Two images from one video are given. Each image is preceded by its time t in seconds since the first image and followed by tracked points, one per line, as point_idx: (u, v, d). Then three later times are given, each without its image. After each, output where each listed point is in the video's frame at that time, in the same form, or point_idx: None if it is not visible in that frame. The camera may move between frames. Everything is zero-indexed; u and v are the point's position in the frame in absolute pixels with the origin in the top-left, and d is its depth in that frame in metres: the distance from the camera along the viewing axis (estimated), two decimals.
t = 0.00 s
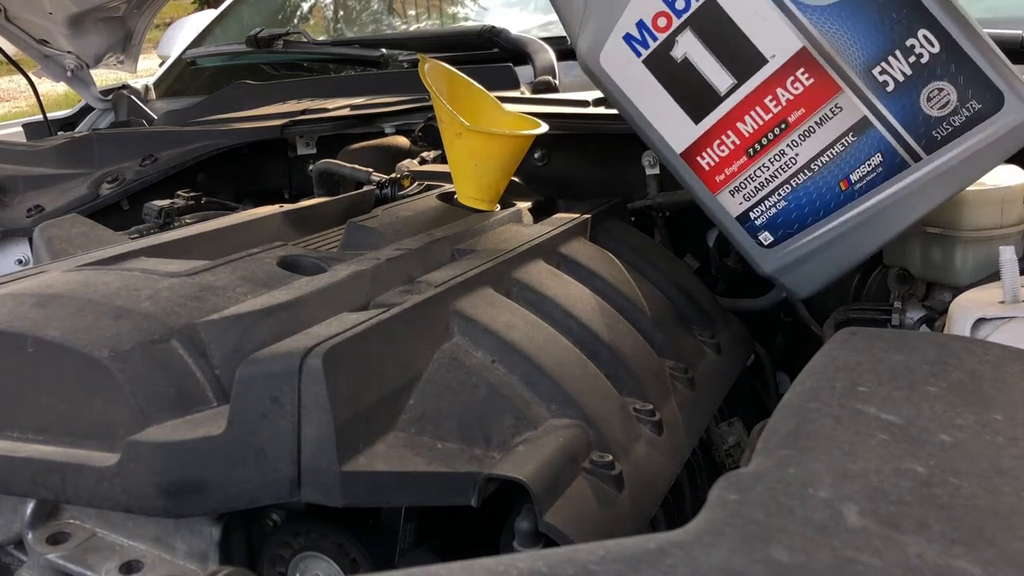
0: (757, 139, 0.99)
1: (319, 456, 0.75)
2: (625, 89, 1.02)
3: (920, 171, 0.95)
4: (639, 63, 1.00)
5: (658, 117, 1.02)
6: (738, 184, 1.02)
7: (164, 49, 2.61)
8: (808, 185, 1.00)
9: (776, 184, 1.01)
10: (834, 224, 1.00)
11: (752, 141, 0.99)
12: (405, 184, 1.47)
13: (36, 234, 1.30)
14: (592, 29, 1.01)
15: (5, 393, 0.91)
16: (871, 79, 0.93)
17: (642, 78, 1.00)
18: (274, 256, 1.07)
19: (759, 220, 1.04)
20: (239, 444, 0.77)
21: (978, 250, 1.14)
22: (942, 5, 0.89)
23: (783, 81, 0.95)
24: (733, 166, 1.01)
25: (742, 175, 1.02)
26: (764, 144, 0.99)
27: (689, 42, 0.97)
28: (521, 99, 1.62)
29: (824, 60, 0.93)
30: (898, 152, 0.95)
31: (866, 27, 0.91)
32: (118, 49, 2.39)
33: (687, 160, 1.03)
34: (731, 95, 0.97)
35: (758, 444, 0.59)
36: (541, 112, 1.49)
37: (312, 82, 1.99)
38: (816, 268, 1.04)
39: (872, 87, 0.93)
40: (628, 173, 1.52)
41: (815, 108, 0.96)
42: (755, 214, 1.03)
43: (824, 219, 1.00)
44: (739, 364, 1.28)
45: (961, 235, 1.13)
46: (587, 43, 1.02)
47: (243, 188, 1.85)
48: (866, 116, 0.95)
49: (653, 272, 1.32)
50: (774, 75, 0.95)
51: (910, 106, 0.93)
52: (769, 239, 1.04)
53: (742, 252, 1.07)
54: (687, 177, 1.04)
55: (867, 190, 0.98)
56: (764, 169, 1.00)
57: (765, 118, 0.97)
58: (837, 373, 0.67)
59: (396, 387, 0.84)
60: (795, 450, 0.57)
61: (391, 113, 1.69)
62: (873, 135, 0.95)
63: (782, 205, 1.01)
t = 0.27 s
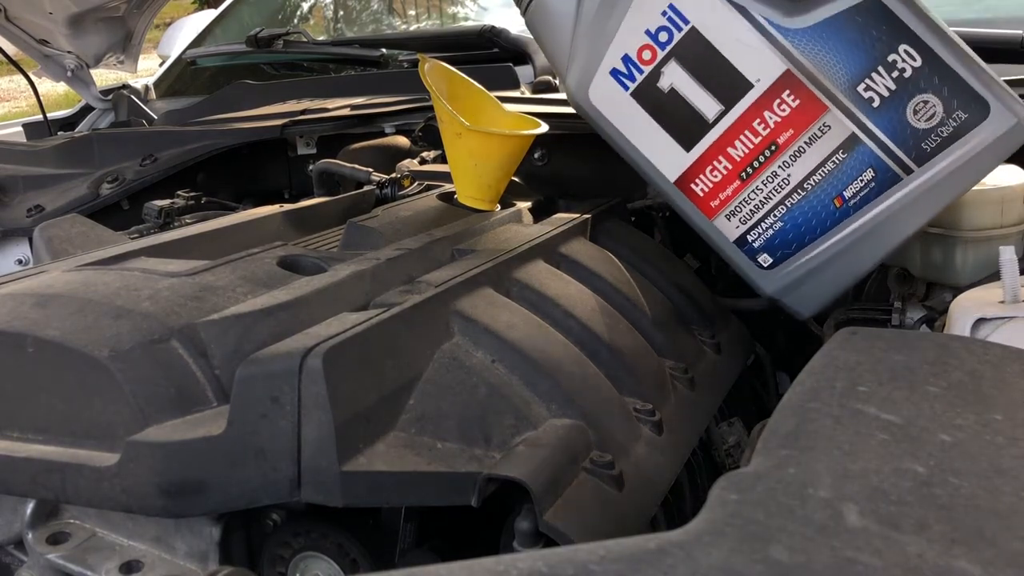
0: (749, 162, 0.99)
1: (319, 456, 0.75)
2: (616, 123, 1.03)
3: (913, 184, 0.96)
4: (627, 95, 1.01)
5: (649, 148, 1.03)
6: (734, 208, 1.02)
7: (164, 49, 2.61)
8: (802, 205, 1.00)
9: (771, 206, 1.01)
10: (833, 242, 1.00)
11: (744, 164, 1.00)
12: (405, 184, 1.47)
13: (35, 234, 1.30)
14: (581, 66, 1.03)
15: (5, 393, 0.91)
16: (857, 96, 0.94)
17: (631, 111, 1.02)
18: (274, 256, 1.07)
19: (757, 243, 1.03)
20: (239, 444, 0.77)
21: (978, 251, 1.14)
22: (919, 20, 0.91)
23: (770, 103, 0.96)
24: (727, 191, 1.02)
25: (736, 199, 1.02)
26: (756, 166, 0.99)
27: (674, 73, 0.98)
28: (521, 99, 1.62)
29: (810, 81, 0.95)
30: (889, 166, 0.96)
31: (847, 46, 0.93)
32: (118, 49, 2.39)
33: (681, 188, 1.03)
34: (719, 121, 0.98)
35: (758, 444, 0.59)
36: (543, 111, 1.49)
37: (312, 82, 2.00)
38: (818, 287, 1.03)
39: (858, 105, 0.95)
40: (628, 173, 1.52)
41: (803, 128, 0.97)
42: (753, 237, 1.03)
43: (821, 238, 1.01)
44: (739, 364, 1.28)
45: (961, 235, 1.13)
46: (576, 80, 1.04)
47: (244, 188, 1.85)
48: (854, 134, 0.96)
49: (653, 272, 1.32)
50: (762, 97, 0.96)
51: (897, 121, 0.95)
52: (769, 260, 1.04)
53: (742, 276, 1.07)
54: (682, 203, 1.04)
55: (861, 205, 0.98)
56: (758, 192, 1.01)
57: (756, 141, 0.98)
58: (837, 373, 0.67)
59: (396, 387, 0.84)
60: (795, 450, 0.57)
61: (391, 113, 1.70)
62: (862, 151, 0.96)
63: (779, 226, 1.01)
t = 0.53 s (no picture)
0: (749, 162, 0.99)
1: (319, 456, 0.75)
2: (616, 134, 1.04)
3: (914, 174, 0.95)
4: (625, 106, 1.02)
5: (650, 155, 1.03)
6: (736, 210, 1.02)
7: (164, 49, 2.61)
8: (804, 203, 1.00)
9: (773, 206, 1.00)
10: (838, 237, 0.99)
11: (744, 165, 0.99)
12: (405, 184, 1.47)
13: (36, 234, 1.30)
14: (578, 79, 1.03)
15: (5, 393, 0.91)
16: (850, 91, 0.94)
17: (629, 121, 1.02)
18: (274, 256, 1.07)
19: (762, 243, 1.03)
20: (239, 444, 0.77)
21: (978, 250, 1.14)
22: (908, 11, 0.91)
23: (765, 103, 0.97)
24: (729, 193, 1.01)
25: (739, 201, 1.01)
26: (756, 166, 0.99)
27: (669, 80, 0.99)
28: (521, 99, 1.62)
29: (803, 80, 0.95)
30: (888, 158, 0.96)
31: (837, 41, 0.93)
32: (118, 49, 2.39)
33: (684, 194, 1.03)
34: (716, 125, 0.99)
35: (758, 444, 0.59)
36: (543, 112, 1.50)
37: (313, 82, 2.00)
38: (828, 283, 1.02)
39: (853, 99, 0.94)
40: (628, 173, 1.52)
41: (799, 126, 0.97)
42: (758, 237, 1.03)
43: (826, 234, 1.00)
44: (739, 364, 1.28)
45: (961, 235, 1.13)
46: (574, 93, 1.04)
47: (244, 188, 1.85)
48: (851, 129, 0.96)
49: (653, 272, 1.32)
50: (756, 97, 0.97)
51: (893, 112, 0.94)
52: (775, 260, 1.03)
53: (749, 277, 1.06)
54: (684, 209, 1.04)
55: (863, 199, 0.98)
56: (759, 192, 1.00)
57: (753, 141, 0.98)
58: (837, 373, 0.67)
59: (396, 387, 0.84)
60: (795, 450, 0.57)
61: (391, 113, 1.70)
62: (860, 144, 0.96)
63: (783, 224, 1.01)
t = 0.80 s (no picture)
0: (746, 163, 0.99)
1: (319, 456, 0.75)
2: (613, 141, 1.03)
3: (911, 167, 0.96)
4: (620, 114, 1.02)
5: (648, 161, 1.03)
6: (737, 211, 1.02)
7: (164, 49, 2.61)
8: (804, 200, 1.00)
9: (773, 205, 1.01)
10: (839, 233, 1.00)
11: (742, 166, 1.00)
12: (405, 184, 1.47)
13: (36, 234, 1.30)
14: (573, 87, 1.03)
15: (5, 393, 0.91)
16: (843, 88, 0.94)
17: (626, 128, 1.02)
18: (274, 256, 1.07)
19: (764, 242, 1.03)
20: (239, 444, 0.77)
21: (978, 251, 1.14)
22: (897, 6, 0.91)
23: (759, 104, 0.97)
24: (728, 195, 1.01)
25: (739, 202, 1.02)
26: (754, 167, 0.99)
27: (663, 86, 0.99)
28: (521, 99, 1.62)
29: (796, 79, 0.95)
30: (884, 153, 0.96)
31: (827, 40, 0.93)
32: (118, 49, 2.39)
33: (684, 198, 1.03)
34: (712, 129, 0.99)
35: (758, 444, 0.59)
36: (543, 112, 1.50)
37: (313, 82, 2.00)
38: (832, 278, 1.03)
39: (847, 96, 0.95)
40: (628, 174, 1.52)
41: (795, 125, 0.97)
42: (760, 237, 1.03)
43: (827, 230, 1.00)
44: (739, 364, 1.28)
45: (960, 235, 1.13)
46: (569, 102, 1.04)
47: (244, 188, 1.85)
48: (846, 126, 0.96)
49: (653, 272, 1.32)
50: (750, 99, 0.97)
51: (887, 107, 0.95)
52: (778, 259, 1.04)
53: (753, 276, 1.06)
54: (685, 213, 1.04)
55: (862, 194, 0.98)
56: (758, 192, 1.01)
57: (750, 142, 0.98)
58: (837, 373, 0.67)
59: (396, 387, 0.84)
60: (795, 450, 0.57)
61: (391, 113, 1.70)
62: (856, 141, 0.96)
63: (784, 223, 1.01)
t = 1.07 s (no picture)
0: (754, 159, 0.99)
1: (319, 455, 0.75)
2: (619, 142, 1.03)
3: (920, 156, 0.95)
4: (625, 115, 1.02)
5: (655, 161, 1.03)
6: (746, 207, 1.02)
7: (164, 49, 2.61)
8: (813, 194, 0.99)
9: (782, 200, 1.00)
10: (850, 226, 0.99)
11: (749, 162, 0.99)
12: (405, 184, 1.47)
13: (36, 234, 1.30)
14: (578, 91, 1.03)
15: (5, 393, 0.90)
16: (848, 79, 0.94)
17: (630, 129, 1.02)
18: (274, 256, 1.07)
19: (775, 238, 1.03)
20: (239, 444, 0.77)
21: (979, 251, 1.14)
22: None
23: (764, 99, 0.96)
24: (737, 192, 1.01)
25: (747, 198, 1.01)
26: (761, 162, 0.99)
27: (667, 85, 0.99)
28: (521, 99, 1.62)
29: (800, 73, 0.95)
30: (892, 143, 0.95)
31: (829, 32, 0.93)
32: (118, 49, 2.39)
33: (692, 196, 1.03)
34: (717, 126, 0.98)
35: (759, 444, 0.59)
36: (543, 111, 1.50)
37: (313, 82, 2.00)
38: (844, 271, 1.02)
39: (852, 88, 0.94)
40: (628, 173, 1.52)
41: (800, 119, 0.96)
42: (770, 232, 1.02)
43: (838, 223, 1.00)
44: (739, 364, 1.28)
45: (961, 235, 1.13)
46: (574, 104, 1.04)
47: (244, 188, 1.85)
48: (852, 118, 0.95)
49: (653, 272, 1.32)
50: (755, 94, 0.96)
51: (893, 98, 0.94)
52: (790, 254, 1.03)
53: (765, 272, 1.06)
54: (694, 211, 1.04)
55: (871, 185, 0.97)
56: (766, 188, 1.00)
57: (756, 137, 0.98)
58: (837, 373, 0.67)
59: (396, 387, 0.84)
60: (795, 450, 0.57)
61: (391, 113, 1.70)
62: (863, 132, 0.95)
63: (794, 217, 1.01)
